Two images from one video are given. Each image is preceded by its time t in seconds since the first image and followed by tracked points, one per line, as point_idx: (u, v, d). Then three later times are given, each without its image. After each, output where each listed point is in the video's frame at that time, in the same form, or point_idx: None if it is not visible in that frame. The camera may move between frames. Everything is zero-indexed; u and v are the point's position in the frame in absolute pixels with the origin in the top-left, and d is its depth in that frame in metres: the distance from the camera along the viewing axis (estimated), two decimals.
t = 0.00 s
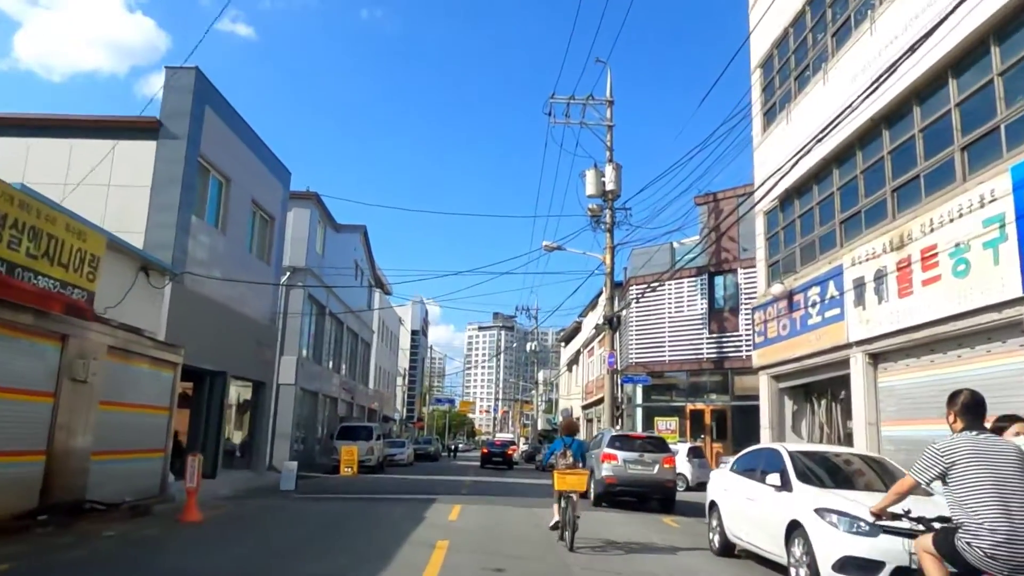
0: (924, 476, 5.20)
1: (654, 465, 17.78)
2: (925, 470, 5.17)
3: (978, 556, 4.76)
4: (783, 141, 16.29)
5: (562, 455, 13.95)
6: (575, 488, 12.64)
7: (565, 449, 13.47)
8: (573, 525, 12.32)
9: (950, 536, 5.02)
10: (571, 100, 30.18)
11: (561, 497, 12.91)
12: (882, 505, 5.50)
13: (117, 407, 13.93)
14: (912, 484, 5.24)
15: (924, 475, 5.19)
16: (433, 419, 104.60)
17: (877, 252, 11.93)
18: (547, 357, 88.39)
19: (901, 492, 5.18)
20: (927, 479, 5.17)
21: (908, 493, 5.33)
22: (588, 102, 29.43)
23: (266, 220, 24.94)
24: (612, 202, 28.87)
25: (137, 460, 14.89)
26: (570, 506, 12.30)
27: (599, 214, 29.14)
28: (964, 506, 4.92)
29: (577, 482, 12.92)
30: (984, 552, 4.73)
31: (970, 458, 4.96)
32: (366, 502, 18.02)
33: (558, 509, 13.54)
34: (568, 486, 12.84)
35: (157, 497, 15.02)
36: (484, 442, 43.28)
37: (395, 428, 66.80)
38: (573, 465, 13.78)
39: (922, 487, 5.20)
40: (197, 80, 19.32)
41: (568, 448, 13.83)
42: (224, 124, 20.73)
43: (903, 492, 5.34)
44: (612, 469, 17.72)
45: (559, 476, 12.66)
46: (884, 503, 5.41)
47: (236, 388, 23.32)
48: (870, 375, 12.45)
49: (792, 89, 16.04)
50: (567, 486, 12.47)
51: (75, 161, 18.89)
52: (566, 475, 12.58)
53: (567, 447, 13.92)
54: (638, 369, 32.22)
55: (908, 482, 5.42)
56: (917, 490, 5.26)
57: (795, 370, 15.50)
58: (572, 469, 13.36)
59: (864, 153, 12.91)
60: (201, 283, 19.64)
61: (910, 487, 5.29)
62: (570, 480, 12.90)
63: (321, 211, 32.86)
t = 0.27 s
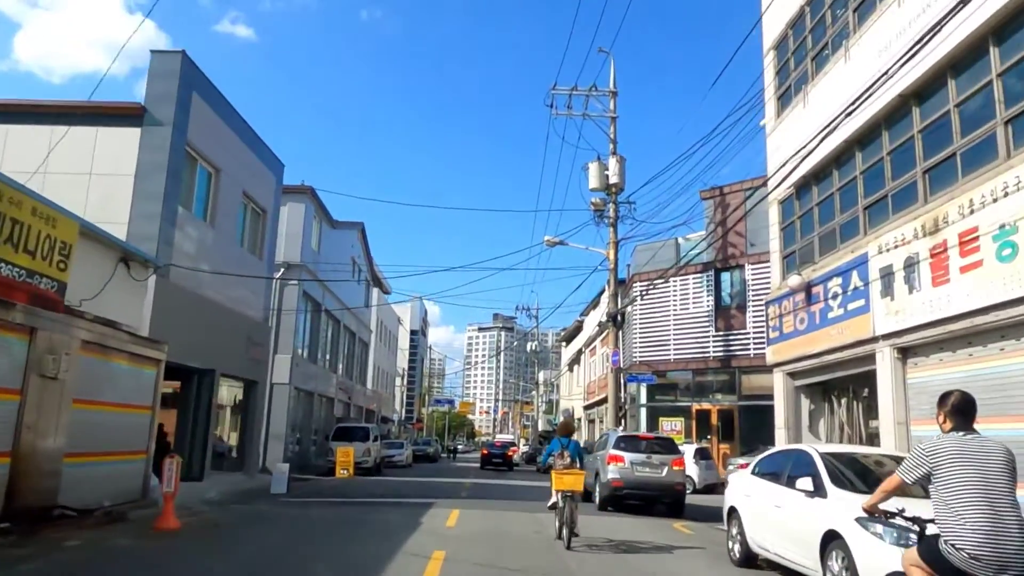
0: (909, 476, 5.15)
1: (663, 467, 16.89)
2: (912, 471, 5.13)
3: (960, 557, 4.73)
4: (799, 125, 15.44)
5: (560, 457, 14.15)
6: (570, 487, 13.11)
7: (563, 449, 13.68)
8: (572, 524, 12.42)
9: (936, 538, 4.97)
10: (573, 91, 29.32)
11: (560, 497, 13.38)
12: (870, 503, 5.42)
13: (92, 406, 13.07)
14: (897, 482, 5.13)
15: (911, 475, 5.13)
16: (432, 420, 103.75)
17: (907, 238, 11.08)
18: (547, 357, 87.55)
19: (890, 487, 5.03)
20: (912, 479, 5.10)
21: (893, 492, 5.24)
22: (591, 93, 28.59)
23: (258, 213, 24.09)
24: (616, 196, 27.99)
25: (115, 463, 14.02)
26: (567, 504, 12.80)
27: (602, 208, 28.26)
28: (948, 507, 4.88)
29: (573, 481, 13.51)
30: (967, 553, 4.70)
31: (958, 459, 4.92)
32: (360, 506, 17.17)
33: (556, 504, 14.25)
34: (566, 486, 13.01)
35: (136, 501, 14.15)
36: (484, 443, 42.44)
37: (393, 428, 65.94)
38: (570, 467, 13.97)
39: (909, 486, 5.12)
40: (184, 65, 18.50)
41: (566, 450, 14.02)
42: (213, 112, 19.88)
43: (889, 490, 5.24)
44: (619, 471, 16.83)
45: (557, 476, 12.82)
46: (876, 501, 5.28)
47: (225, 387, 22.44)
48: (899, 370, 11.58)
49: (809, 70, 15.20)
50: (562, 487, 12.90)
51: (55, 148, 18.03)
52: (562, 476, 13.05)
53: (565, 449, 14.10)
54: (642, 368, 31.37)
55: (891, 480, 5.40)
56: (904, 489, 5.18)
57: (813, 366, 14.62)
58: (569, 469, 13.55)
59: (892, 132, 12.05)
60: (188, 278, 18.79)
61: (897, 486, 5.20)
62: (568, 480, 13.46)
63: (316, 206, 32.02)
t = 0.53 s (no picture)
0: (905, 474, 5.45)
1: (671, 468, 16.16)
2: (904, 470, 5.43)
3: (949, 553, 5.03)
4: (814, 110, 14.76)
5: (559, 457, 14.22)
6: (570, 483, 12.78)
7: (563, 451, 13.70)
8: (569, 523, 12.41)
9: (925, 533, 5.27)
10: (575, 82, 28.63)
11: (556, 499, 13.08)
12: (866, 503, 5.65)
13: (68, 404, 12.37)
14: (890, 480, 5.41)
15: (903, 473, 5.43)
16: (431, 420, 102.99)
17: (937, 224, 10.38)
18: (547, 357, 86.82)
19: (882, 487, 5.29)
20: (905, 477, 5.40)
21: (888, 492, 5.54)
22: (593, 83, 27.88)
23: (250, 206, 23.38)
24: (619, 189, 27.30)
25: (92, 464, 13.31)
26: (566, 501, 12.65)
27: (605, 201, 27.58)
28: (939, 506, 5.15)
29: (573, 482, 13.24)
30: (951, 548, 5.01)
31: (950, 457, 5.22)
32: (354, 508, 16.46)
33: (555, 503, 14.60)
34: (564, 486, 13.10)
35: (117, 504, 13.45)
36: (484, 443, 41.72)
37: (392, 428, 65.19)
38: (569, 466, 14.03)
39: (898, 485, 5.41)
40: (172, 49, 17.82)
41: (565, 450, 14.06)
42: (201, 99, 19.20)
43: (884, 490, 5.50)
44: (626, 473, 16.10)
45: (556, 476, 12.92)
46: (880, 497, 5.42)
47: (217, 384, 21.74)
48: (926, 365, 10.86)
49: (824, 51, 14.50)
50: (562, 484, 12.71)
51: (36, 136, 17.32)
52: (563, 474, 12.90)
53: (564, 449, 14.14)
54: (645, 367, 30.65)
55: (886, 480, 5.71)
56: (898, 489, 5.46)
57: (830, 363, 13.90)
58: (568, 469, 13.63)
59: (917, 112, 11.33)
60: (176, 271, 18.10)
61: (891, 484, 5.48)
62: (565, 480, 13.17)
63: (312, 200, 31.32)
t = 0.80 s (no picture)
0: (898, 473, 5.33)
1: (680, 469, 15.44)
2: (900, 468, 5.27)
3: (944, 554, 4.90)
4: (829, 91, 14.04)
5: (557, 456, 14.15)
6: (568, 484, 12.76)
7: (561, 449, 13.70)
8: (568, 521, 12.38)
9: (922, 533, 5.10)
10: (577, 72, 27.92)
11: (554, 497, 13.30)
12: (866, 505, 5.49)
13: (42, 402, 11.68)
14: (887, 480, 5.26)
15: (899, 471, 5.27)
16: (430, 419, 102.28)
17: (971, 206, 9.66)
18: (548, 356, 86.11)
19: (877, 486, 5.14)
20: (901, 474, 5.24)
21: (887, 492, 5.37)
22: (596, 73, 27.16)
23: (241, 198, 22.64)
24: (622, 182, 26.60)
25: (70, 465, 12.62)
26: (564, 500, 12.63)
27: (608, 194, 26.89)
28: (934, 505, 4.99)
29: (574, 479, 13.46)
30: (948, 550, 4.86)
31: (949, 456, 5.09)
32: (348, 511, 15.75)
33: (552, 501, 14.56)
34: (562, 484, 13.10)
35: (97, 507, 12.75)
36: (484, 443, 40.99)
37: (391, 428, 64.46)
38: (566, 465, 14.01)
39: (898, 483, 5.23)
40: (157, 33, 17.11)
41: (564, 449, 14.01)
42: (188, 85, 18.47)
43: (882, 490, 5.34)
44: (632, 473, 15.38)
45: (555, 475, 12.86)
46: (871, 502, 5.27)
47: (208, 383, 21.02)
48: (958, 358, 10.14)
49: (841, 29, 13.78)
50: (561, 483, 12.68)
51: (16, 122, 16.61)
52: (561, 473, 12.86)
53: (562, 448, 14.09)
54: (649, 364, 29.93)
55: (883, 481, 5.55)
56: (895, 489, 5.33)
57: (848, 357, 13.18)
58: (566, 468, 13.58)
59: (946, 89, 10.61)
60: (162, 264, 17.38)
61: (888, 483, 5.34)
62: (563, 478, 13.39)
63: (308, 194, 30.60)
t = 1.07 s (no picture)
0: (895, 472, 5.50)
1: (690, 470, 14.62)
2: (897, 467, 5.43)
3: (942, 551, 5.01)
4: (848, 69, 13.24)
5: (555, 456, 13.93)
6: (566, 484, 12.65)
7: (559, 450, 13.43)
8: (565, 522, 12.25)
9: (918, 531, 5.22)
10: (578, 60, 27.12)
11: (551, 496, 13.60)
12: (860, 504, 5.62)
13: (8, 399, 10.86)
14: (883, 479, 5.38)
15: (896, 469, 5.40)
16: (429, 419, 101.42)
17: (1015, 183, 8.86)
18: (548, 355, 85.24)
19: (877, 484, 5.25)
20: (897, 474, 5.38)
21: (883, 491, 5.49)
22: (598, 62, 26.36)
23: (231, 190, 21.83)
24: (625, 173, 25.79)
25: (40, 468, 11.80)
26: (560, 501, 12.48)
27: (611, 186, 26.08)
28: (931, 504, 5.11)
29: (572, 479, 13.31)
30: (948, 548, 4.97)
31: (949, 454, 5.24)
32: (339, 515, 14.92)
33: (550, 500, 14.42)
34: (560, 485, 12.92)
35: (67, 512, 11.92)
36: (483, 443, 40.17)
37: (388, 428, 63.61)
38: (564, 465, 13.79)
39: (893, 482, 5.36)
40: (139, 13, 16.28)
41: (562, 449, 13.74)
42: (173, 69, 17.66)
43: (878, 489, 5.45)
44: (639, 474, 14.56)
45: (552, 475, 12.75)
46: (861, 503, 5.51)
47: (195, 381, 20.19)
48: (998, 348, 9.33)
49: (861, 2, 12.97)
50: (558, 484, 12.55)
51: None
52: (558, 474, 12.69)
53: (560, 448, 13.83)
54: (652, 362, 29.12)
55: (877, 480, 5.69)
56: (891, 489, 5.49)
57: (871, 351, 12.34)
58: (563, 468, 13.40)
59: (982, 58, 9.84)
60: (144, 256, 16.55)
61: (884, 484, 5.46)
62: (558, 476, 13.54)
63: (303, 189, 29.78)
